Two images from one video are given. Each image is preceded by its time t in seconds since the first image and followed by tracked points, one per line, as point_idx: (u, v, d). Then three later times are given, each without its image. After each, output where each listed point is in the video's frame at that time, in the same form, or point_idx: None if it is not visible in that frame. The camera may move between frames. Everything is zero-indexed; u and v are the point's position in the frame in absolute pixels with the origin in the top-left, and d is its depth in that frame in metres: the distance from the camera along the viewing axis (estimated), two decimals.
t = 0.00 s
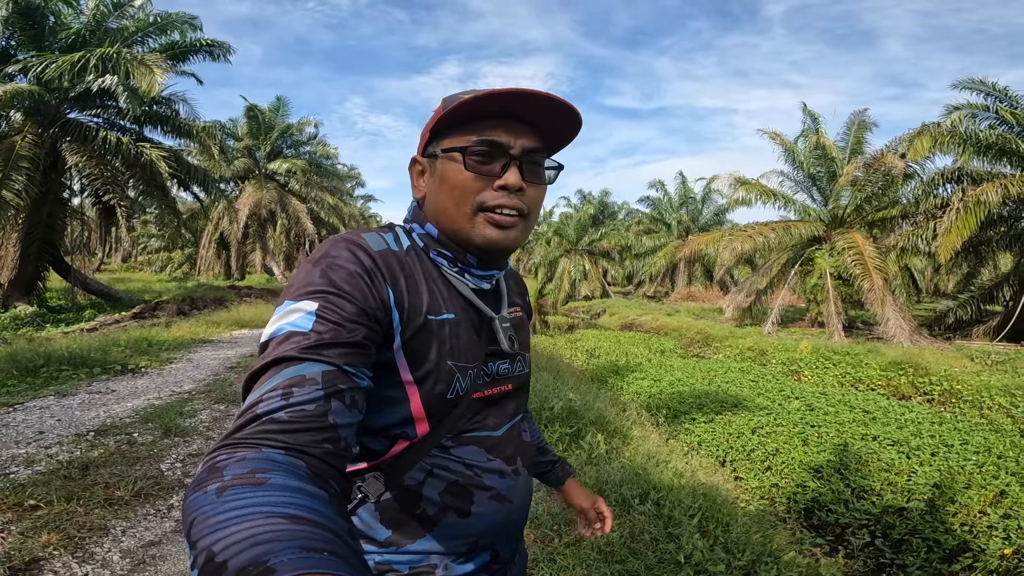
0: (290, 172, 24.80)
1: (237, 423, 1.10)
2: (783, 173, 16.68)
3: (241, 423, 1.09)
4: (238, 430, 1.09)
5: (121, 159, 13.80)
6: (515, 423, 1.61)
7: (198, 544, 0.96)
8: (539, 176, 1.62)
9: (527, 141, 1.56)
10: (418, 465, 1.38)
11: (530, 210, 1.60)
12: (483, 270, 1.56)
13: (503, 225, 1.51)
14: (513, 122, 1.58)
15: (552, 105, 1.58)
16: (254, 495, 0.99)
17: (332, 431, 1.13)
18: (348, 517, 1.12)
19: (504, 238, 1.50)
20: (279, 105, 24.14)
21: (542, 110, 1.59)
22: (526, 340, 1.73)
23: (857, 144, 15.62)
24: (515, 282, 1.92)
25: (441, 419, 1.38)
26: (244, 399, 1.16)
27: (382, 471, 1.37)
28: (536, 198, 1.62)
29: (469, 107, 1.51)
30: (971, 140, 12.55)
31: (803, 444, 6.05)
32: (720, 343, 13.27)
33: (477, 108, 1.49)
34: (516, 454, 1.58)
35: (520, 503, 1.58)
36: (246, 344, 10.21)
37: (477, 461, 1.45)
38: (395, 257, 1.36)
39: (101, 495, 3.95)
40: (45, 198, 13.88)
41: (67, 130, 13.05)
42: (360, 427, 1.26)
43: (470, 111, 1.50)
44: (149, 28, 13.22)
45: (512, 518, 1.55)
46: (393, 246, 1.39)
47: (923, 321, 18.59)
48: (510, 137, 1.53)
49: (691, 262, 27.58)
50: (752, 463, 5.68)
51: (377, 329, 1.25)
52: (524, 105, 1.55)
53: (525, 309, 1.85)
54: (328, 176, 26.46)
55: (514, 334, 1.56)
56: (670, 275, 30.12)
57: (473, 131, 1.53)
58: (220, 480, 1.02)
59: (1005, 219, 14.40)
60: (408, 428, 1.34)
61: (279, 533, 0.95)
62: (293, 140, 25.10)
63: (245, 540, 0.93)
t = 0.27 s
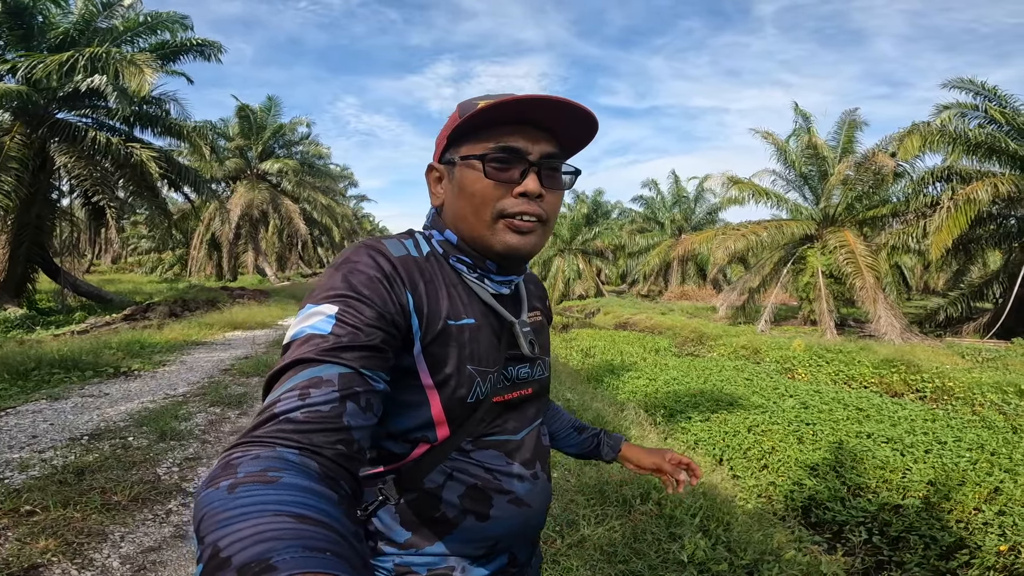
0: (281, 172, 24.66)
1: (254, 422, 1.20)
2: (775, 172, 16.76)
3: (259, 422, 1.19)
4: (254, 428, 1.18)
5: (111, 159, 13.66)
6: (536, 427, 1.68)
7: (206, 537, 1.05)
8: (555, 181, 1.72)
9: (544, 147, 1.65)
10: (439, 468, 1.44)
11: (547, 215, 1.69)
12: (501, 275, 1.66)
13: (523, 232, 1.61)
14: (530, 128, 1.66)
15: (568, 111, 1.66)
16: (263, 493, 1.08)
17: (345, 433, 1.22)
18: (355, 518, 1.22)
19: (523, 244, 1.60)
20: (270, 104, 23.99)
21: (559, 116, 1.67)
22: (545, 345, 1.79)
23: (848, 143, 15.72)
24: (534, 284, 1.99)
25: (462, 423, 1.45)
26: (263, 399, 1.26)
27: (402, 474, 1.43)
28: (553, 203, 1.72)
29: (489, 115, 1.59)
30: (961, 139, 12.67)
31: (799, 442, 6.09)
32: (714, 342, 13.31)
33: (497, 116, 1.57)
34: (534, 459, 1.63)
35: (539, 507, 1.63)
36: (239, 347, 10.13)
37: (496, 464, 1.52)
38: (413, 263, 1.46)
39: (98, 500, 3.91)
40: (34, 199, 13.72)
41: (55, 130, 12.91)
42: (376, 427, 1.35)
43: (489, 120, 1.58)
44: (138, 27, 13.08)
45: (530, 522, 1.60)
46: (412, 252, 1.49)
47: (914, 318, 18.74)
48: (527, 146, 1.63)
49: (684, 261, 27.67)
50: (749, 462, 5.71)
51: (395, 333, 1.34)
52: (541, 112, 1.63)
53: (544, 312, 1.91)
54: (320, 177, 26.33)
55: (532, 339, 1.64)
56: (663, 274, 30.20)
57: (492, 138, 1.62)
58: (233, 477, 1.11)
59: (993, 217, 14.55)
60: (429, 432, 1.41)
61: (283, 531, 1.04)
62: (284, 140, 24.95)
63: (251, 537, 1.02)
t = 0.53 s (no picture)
0: (273, 173, 24.53)
1: (276, 428, 1.21)
2: (767, 171, 16.86)
3: (281, 429, 1.19)
4: (276, 435, 1.19)
5: (99, 160, 13.52)
6: (552, 431, 1.69)
7: (229, 543, 1.06)
8: (576, 187, 1.73)
9: (566, 154, 1.66)
10: (456, 472, 1.45)
11: (568, 222, 1.71)
12: (519, 281, 1.67)
13: (545, 239, 1.62)
14: (551, 133, 1.66)
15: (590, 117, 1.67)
16: (285, 498, 1.09)
17: (365, 439, 1.22)
18: (375, 524, 1.22)
19: (545, 251, 1.61)
20: (261, 104, 23.85)
21: (581, 122, 1.67)
22: (561, 350, 1.80)
23: (839, 142, 15.83)
24: (549, 289, 1.99)
25: (478, 427, 1.46)
26: (286, 405, 1.27)
27: (419, 479, 1.44)
28: (574, 210, 1.73)
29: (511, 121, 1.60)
30: (950, 138, 12.79)
31: (795, 440, 6.14)
32: (708, 340, 13.38)
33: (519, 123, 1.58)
34: (550, 464, 1.63)
35: (555, 512, 1.63)
36: (233, 349, 10.07)
37: (512, 469, 1.52)
38: (429, 271, 1.47)
39: (95, 505, 3.87)
40: (22, 201, 13.58)
41: (43, 131, 12.77)
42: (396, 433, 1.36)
43: (511, 126, 1.59)
44: (126, 27, 12.95)
45: (546, 526, 1.60)
46: (428, 260, 1.51)
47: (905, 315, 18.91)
48: (549, 152, 1.63)
49: (676, 260, 27.79)
50: (745, 460, 5.75)
51: (413, 340, 1.35)
52: (562, 119, 1.64)
53: (559, 318, 1.91)
54: (312, 177, 26.21)
55: (548, 345, 1.64)
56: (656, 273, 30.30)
57: (514, 144, 1.62)
58: (255, 483, 1.12)
59: (982, 215, 14.71)
60: (448, 438, 1.43)
61: (303, 536, 1.05)
62: (276, 140, 24.81)
63: (273, 542, 1.03)
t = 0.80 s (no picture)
0: (268, 173, 24.46)
1: (286, 432, 1.20)
2: (762, 170, 16.91)
3: (290, 432, 1.19)
4: (286, 439, 1.19)
5: (92, 161, 13.43)
6: (558, 434, 1.68)
7: (239, 546, 1.05)
8: (569, 188, 1.71)
9: (554, 155, 1.64)
10: (461, 475, 1.45)
11: (562, 224, 1.69)
12: (521, 285, 1.67)
13: (535, 243, 1.61)
14: (541, 135, 1.65)
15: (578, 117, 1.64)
16: (296, 501, 1.09)
17: (374, 442, 1.21)
18: (384, 526, 1.22)
19: (536, 256, 1.61)
20: (256, 104, 23.76)
21: (570, 123, 1.65)
22: (566, 353, 1.79)
23: (833, 140, 15.90)
24: (554, 291, 1.98)
25: (483, 431, 1.46)
26: (295, 409, 1.27)
27: (425, 482, 1.44)
28: (568, 212, 1.71)
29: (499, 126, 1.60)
30: (943, 137, 12.86)
31: (792, 438, 6.16)
32: (705, 338, 13.42)
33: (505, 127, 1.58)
34: (556, 466, 1.62)
35: (561, 514, 1.62)
36: (229, 350, 10.04)
37: (518, 472, 1.52)
38: (434, 276, 1.47)
39: (94, 509, 3.85)
40: (15, 202, 13.49)
41: (36, 132, 12.70)
42: (404, 437, 1.35)
43: (497, 132, 1.58)
44: (119, 28, 12.88)
45: (553, 530, 1.59)
46: (433, 265, 1.51)
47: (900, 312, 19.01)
48: (537, 154, 1.62)
49: (672, 259, 27.85)
50: (743, 459, 5.77)
51: (419, 344, 1.35)
52: (551, 121, 1.62)
53: (566, 321, 1.90)
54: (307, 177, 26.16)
55: (553, 347, 1.64)
56: (652, 271, 30.36)
57: (502, 149, 1.62)
58: (266, 486, 1.12)
59: (976, 213, 14.80)
60: (453, 441, 1.43)
61: (314, 539, 1.04)
62: (271, 141, 24.73)
63: (283, 544, 1.02)
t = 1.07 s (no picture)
0: (269, 173, 24.48)
1: (280, 431, 1.20)
2: (763, 170, 16.88)
3: (284, 431, 1.18)
4: (279, 438, 1.18)
5: (93, 161, 13.42)
6: (553, 435, 1.68)
7: (233, 546, 1.05)
8: (564, 187, 1.71)
9: (548, 153, 1.64)
10: (454, 476, 1.45)
11: (558, 223, 1.70)
12: (516, 286, 1.66)
13: (533, 243, 1.62)
14: (534, 134, 1.65)
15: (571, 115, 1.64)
16: (290, 500, 1.08)
17: (368, 441, 1.21)
18: (379, 526, 1.21)
19: (534, 256, 1.61)
20: (257, 104, 23.78)
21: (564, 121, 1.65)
22: (563, 354, 1.78)
23: (835, 140, 15.87)
24: (553, 293, 1.97)
25: (477, 431, 1.46)
26: (289, 408, 1.27)
27: (419, 483, 1.44)
28: (563, 211, 1.71)
29: (492, 127, 1.60)
30: (946, 137, 12.83)
31: (794, 439, 6.15)
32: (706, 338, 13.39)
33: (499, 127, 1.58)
34: (551, 467, 1.62)
35: (557, 515, 1.62)
36: (230, 350, 10.05)
37: (512, 473, 1.51)
38: (428, 276, 1.48)
39: (94, 509, 3.85)
40: (16, 202, 13.49)
41: (37, 132, 12.70)
42: (398, 437, 1.35)
43: (491, 132, 1.59)
44: (121, 27, 12.89)
45: (547, 531, 1.59)
46: (427, 266, 1.51)
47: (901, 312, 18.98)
48: (531, 153, 1.62)
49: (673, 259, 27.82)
50: (744, 459, 5.76)
51: (413, 344, 1.34)
52: (543, 119, 1.62)
53: (564, 322, 1.89)
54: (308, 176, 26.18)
55: (548, 348, 1.63)
56: (653, 271, 30.33)
57: (496, 149, 1.62)
58: (259, 485, 1.11)
59: (979, 213, 14.75)
60: (446, 442, 1.42)
61: (308, 538, 1.04)
62: (272, 140, 24.75)
63: (276, 544, 1.02)
